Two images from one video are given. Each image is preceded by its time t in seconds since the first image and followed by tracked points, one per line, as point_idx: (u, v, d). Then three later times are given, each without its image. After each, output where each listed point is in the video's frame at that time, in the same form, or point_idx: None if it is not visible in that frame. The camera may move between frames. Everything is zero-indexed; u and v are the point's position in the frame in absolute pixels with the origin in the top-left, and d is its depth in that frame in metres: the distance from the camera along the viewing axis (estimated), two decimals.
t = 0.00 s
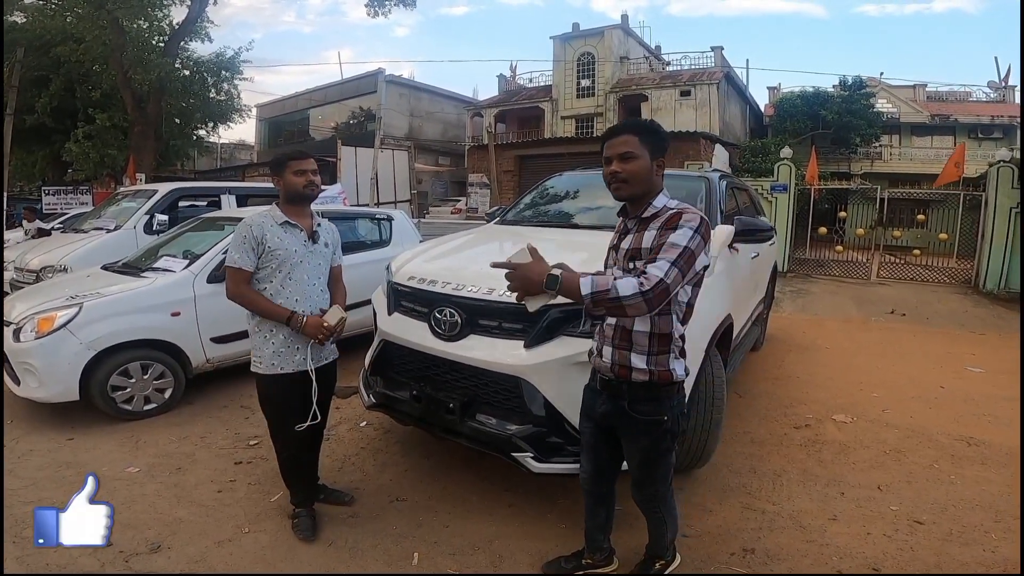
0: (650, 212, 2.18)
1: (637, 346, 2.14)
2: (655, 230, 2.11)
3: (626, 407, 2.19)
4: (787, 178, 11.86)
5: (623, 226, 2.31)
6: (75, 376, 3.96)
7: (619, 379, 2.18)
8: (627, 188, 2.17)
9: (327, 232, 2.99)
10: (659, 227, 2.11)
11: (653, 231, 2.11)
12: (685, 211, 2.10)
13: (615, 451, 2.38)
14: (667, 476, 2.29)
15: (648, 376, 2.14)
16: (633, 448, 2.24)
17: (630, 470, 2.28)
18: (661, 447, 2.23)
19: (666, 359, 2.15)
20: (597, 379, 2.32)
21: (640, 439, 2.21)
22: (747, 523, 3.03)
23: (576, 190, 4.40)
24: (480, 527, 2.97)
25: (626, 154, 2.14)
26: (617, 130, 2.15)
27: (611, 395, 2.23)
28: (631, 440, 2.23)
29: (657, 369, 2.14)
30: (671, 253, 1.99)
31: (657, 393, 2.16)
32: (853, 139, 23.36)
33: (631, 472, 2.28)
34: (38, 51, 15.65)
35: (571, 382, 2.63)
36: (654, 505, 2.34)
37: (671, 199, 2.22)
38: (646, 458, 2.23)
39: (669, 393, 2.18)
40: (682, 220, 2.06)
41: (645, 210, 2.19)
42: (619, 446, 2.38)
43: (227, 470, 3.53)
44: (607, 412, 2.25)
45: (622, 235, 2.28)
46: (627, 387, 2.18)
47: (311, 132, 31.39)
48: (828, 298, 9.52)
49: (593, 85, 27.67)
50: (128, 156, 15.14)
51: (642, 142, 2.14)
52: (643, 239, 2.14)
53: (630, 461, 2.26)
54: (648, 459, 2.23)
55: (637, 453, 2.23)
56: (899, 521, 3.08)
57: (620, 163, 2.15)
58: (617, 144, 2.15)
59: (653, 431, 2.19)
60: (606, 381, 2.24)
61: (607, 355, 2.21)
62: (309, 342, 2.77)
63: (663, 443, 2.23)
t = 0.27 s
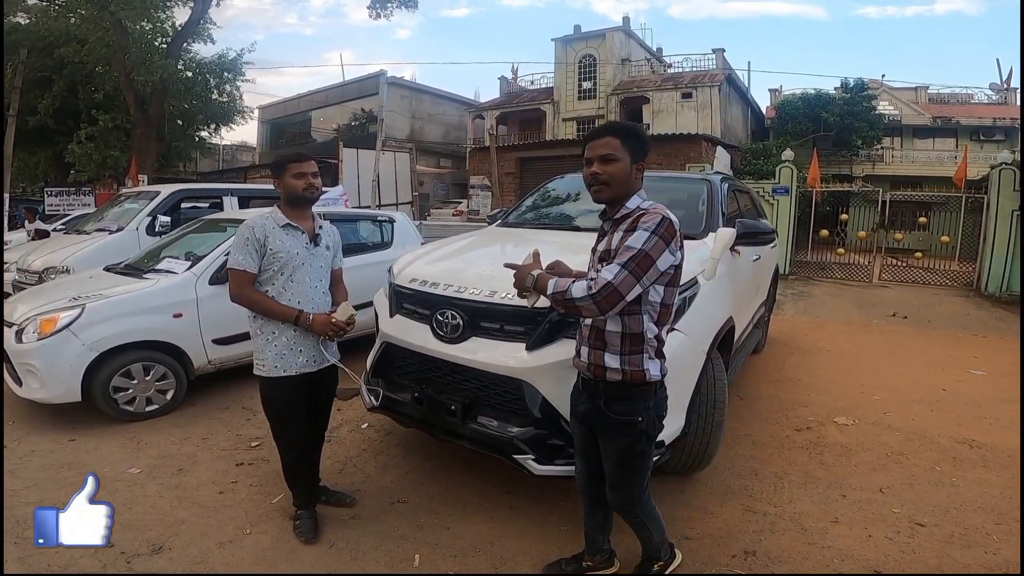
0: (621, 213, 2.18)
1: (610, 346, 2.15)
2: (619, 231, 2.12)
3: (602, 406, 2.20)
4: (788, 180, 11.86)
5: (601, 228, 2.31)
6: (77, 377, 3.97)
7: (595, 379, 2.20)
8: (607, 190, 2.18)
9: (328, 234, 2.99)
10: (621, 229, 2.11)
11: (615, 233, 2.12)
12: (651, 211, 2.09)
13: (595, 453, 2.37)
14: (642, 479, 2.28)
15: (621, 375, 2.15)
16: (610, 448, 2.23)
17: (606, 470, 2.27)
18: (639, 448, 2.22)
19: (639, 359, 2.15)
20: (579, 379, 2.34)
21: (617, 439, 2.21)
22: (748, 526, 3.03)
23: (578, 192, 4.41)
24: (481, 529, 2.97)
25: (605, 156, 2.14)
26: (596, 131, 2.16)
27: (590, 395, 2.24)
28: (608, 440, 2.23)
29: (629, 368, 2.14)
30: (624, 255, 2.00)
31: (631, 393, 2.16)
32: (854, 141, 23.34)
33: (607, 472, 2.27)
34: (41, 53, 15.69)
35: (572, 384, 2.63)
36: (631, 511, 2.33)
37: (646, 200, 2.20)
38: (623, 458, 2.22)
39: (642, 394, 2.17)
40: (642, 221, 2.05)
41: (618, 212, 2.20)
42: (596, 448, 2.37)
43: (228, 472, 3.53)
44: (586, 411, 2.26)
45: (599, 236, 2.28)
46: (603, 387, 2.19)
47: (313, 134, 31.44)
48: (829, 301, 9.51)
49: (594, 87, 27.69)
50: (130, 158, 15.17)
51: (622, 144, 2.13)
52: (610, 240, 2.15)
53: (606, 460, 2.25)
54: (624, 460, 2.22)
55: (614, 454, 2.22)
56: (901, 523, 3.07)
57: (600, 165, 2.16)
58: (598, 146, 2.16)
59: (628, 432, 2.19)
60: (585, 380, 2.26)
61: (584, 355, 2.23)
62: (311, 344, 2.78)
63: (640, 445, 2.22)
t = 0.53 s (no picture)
0: (607, 215, 2.18)
1: (603, 346, 2.15)
2: (611, 232, 2.11)
3: (595, 404, 2.18)
4: (787, 181, 11.88)
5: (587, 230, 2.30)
6: (75, 379, 3.96)
7: (589, 378, 2.19)
8: (590, 194, 2.16)
9: (327, 235, 2.99)
10: (613, 230, 2.11)
11: (607, 234, 2.11)
12: (639, 212, 2.09)
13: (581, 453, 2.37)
14: (626, 480, 2.28)
15: (615, 375, 2.14)
16: (599, 446, 2.23)
17: (591, 469, 2.27)
18: (628, 447, 2.22)
19: (632, 358, 2.15)
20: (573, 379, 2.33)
21: (607, 437, 2.21)
22: (747, 527, 3.03)
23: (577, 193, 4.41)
24: (481, 530, 2.96)
25: (588, 162, 2.13)
26: (575, 136, 2.15)
27: (584, 394, 2.22)
28: (595, 438, 2.23)
29: (624, 367, 2.14)
30: (630, 258, 2.00)
31: (624, 392, 2.15)
32: (853, 143, 23.38)
33: (592, 470, 2.26)
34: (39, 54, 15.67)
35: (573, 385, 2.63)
36: (612, 514, 2.33)
37: (629, 201, 2.20)
38: (612, 458, 2.22)
39: (637, 393, 2.17)
40: (635, 222, 2.05)
41: (603, 214, 2.19)
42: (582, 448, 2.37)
43: (228, 473, 3.53)
44: (580, 409, 2.25)
45: (586, 238, 2.27)
46: (596, 386, 2.18)
47: (312, 135, 31.45)
48: (828, 302, 9.51)
49: (593, 88, 27.71)
50: (129, 159, 15.17)
51: (602, 148, 2.14)
52: (600, 242, 2.14)
53: (592, 458, 2.25)
54: (611, 460, 2.22)
55: (604, 453, 2.22)
56: (901, 524, 3.07)
57: (583, 170, 2.14)
58: (577, 152, 2.15)
59: (619, 429, 2.19)
60: (578, 380, 2.25)
61: (577, 356, 2.22)
62: (310, 345, 2.78)
63: (628, 444, 2.22)
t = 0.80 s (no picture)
0: (609, 217, 2.18)
1: (605, 345, 2.16)
2: (617, 234, 2.12)
3: (598, 404, 2.19)
4: (785, 182, 11.89)
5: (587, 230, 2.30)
6: (74, 381, 3.96)
7: (591, 378, 2.20)
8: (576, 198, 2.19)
9: (326, 236, 2.99)
10: (620, 232, 2.11)
11: (614, 237, 2.11)
12: (645, 215, 2.10)
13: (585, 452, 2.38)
14: (632, 478, 2.28)
15: (617, 374, 2.16)
16: (602, 447, 2.23)
17: (595, 469, 2.28)
18: (631, 446, 2.22)
19: (634, 357, 2.16)
20: (574, 379, 2.34)
21: (609, 437, 2.21)
22: (747, 528, 3.03)
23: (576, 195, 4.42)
24: (481, 532, 2.96)
25: (572, 164, 2.16)
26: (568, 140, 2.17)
27: (586, 394, 2.23)
28: (597, 439, 2.23)
29: (626, 367, 2.15)
30: (654, 265, 1.99)
31: (626, 392, 2.16)
32: (851, 143, 23.41)
33: (597, 471, 2.27)
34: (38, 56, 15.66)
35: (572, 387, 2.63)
36: (619, 512, 2.33)
37: (630, 202, 2.20)
38: (615, 457, 2.22)
39: (639, 392, 2.17)
40: (646, 226, 2.05)
41: (604, 215, 2.19)
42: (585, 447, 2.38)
43: (227, 475, 3.52)
44: (582, 410, 2.25)
45: (587, 238, 2.27)
46: (598, 386, 2.19)
47: (310, 137, 31.45)
48: (827, 303, 9.52)
49: (592, 89, 27.74)
50: (127, 160, 15.18)
51: (589, 150, 2.14)
52: (604, 244, 2.14)
53: (596, 459, 2.25)
54: (615, 459, 2.22)
55: (606, 453, 2.22)
56: (901, 524, 3.08)
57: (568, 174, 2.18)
58: (566, 154, 2.18)
59: (621, 429, 2.18)
60: (579, 380, 2.26)
61: (579, 355, 2.23)
62: (307, 346, 2.78)
63: (631, 444, 2.22)
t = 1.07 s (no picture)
0: (628, 216, 2.22)
1: (619, 345, 2.18)
2: (638, 235, 2.16)
3: (614, 404, 2.20)
4: (785, 183, 11.88)
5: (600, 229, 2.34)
6: (74, 381, 3.96)
7: (606, 378, 2.21)
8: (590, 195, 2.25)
9: (327, 236, 2.98)
10: (642, 232, 2.16)
11: (637, 236, 2.16)
12: (668, 217, 2.17)
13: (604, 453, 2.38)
14: (654, 475, 2.29)
15: (633, 374, 2.17)
16: (622, 447, 2.24)
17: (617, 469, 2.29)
18: (650, 445, 2.23)
19: (650, 357, 2.18)
20: (588, 380, 2.34)
21: (628, 437, 2.21)
22: (747, 528, 3.03)
23: (576, 195, 4.42)
24: (481, 532, 2.96)
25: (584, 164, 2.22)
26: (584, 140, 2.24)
27: (602, 394, 2.24)
28: (616, 440, 2.24)
29: (640, 366, 2.17)
30: (684, 267, 2.09)
31: (643, 392, 2.17)
32: (851, 144, 23.43)
33: (619, 470, 2.27)
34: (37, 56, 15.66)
35: (572, 387, 2.63)
36: (644, 506, 2.35)
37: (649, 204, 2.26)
38: (635, 457, 2.23)
39: (655, 392, 2.19)
40: (671, 229, 2.13)
41: (623, 214, 2.23)
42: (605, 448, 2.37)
43: (227, 475, 3.52)
44: (598, 411, 2.26)
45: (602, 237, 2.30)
46: (613, 385, 2.20)
47: (311, 138, 31.47)
48: (827, 304, 9.51)
49: (592, 90, 27.76)
50: (127, 161, 15.20)
51: (604, 150, 2.20)
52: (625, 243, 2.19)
53: (617, 459, 2.26)
54: (636, 458, 2.23)
55: (626, 454, 2.23)
56: (901, 525, 3.07)
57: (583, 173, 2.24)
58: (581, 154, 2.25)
59: (639, 429, 2.19)
60: (594, 381, 2.27)
61: (594, 355, 2.24)
62: (308, 346, 2.77)
63: (651, 442, 2.23)
